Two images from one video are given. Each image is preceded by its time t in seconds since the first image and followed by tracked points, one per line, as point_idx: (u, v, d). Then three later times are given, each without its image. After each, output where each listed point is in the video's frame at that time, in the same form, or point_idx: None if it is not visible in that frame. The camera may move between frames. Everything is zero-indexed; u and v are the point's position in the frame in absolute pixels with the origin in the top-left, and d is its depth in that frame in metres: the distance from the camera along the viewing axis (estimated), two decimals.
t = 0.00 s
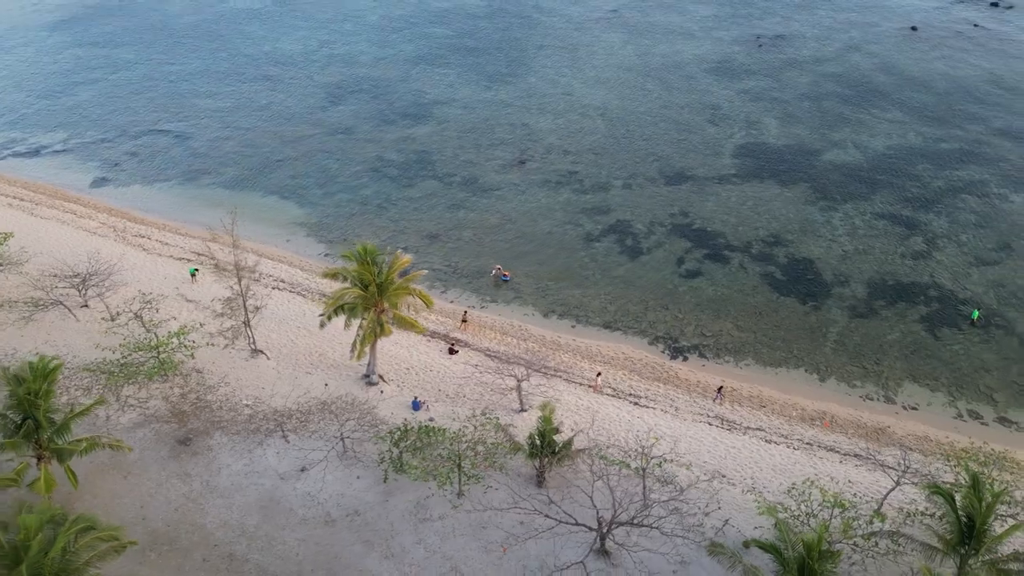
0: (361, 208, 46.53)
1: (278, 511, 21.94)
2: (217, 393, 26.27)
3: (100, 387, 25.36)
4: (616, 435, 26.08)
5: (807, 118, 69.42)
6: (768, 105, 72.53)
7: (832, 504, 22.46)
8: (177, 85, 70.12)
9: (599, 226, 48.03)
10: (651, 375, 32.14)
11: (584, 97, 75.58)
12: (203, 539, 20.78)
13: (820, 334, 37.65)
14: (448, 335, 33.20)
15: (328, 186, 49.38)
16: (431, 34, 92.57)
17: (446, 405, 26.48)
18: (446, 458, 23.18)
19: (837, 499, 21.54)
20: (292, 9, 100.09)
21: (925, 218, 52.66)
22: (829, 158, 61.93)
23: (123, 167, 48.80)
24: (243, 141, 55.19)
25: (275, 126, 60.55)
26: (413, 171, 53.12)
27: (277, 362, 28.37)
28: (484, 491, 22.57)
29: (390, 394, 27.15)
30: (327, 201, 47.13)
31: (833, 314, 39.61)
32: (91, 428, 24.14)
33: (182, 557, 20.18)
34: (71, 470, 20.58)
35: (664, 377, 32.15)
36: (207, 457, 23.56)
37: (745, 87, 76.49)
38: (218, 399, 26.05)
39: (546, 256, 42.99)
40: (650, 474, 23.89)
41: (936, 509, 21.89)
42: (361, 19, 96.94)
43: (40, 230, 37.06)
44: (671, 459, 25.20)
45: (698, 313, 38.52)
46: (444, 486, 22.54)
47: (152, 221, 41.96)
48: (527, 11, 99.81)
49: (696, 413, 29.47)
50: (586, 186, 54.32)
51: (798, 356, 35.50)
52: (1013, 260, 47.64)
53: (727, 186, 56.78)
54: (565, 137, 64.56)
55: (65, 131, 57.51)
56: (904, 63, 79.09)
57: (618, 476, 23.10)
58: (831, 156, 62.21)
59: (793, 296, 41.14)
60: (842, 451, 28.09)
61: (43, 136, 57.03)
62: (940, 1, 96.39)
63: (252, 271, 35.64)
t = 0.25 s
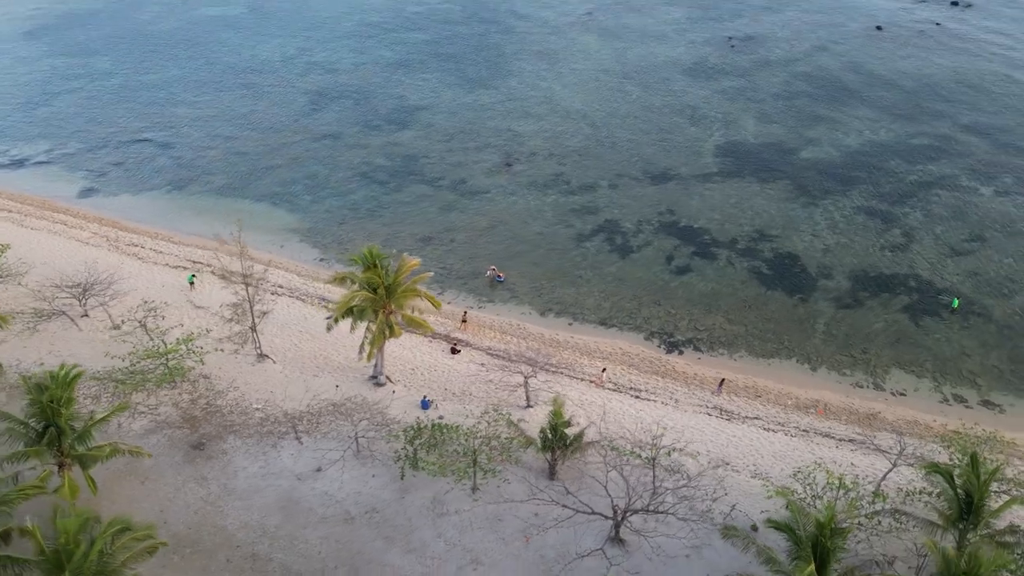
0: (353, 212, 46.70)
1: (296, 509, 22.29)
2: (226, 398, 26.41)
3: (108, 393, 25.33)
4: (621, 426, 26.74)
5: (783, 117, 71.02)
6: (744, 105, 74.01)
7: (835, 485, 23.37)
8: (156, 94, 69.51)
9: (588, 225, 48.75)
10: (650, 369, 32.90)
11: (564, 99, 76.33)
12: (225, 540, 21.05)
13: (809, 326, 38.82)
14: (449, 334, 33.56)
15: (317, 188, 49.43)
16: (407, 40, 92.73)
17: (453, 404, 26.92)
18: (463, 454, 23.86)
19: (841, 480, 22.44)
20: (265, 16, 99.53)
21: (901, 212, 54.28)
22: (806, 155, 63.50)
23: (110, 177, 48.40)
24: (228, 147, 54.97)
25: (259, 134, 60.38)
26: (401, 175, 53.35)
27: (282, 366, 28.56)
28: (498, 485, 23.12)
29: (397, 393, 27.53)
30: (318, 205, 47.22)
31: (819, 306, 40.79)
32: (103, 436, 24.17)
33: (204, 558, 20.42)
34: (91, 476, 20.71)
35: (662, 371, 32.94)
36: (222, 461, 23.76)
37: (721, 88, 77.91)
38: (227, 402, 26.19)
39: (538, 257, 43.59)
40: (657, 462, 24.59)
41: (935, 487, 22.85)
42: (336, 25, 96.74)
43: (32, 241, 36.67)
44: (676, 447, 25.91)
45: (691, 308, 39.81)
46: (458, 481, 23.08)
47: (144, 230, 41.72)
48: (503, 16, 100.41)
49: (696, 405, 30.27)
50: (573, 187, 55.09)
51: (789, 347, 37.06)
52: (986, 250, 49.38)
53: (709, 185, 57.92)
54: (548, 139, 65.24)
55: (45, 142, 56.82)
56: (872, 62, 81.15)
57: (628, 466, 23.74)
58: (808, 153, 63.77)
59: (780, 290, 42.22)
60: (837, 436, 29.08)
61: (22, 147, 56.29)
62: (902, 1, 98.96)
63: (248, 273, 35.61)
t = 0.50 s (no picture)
0: (345, 217, 46.94)
1: (315, 509, 22.63)
2: (236, 402, 26.59)
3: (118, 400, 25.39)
4: (627, 418, 27.44)
5: (760, 116, 72.57)
6: (722, 105, 75.41)
7: (837, 469, 24.23)
8: (135, 103, 68.90)
9: (578, 225, 49.49)
10: (649, 363, 33.70)
11: (546, 102, 77.12)
12: (248, 541, 21.36)
13: (797, 318, 40.05)
14: (450, 335, 34.01)
15: (308, 194, 49.53)
16: (386, 46, 92.92)
17: (461, 402, 27.40)
18: (477, 449, 24.47)
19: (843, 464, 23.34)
20: (241, 23, 98.98)
21: (879, 206, 55.85)
22: (784, 153, 64.99)
23: (97, 186, 48.04)
24: (214, 153, 54.74)
25: (244, 142, 60.25)
26: (390, 179, 53.64)
27: (289, 369, 28.82)
28: (512, 478, 23.69)
29: (405, 393, 27.95)
30: (309, 211, 47.38)
31: (806, 299, 41.98)
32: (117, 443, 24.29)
33: (229, 559, 20.74)
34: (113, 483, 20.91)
35: (660, 365, 33.74)
36: (238, 463, 24.01)
37: (698, 89, 79.28)
38: (238, 407, 26.38)
39: (531, 257, 44.21)
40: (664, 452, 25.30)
41: (932, 467, 23.78)
42: (314, 31, 96.57)
43: (25, 252, 36.36)
44: (682, 436, 26.67)
45: (683, 304, 40.98)
46: (473, 476, 23.61)
47: (138, 239, 41.59)
48: (480, 21, 100.98)
49: (696, 397, 31.08)
50: (560, 189, 55.84)
51: (780, 338, 38.37)
52: (961, 242, 51.03)
53: (693, 184, 59.07)
54: (533, 141, 65.91)
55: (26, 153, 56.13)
56: (842, 62, 83.11)
57: (637, 456, 24.39)
58: (786, 152, 65.25)
59: (767, 284, 43.31)
60: (832, 423, 30.08)
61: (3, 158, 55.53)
62: (867, 3, 101.32)
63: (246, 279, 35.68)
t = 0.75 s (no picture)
0: (337, 222, 47.16)
1: (334, 508, 23.03)
2: (247, 405, 26.79)
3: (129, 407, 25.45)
4: (632, 410, 28.13)
5: (738, 116, 74.05)
6: (700, 105, 76.73)
7: (838, 452, 25.11)
8: (116, 111, 68.23)
9: (568, 225, 50.21)
10: (647, 358, 34.49)
11: (528, 105, 77.79)
12: (271, 541, 21.73)
13: (787, 311, 41.36)
14: (451, 335, 34.45)
15: (299, 200, 49.65)
16: (365, 52, 92.89)
17: (470, 400, 27.91)
18: (490, 445, 25.02)
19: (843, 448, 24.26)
20: (217, 29, 98.12)
21: (857, 201, 57.37)
22: (763, 151, 66.42)
23: (85, 196, 47.66)
24: (201, 160, 54.47)
25: (229, 149, 60.04)
26: (380, 183, 53.86)
27: (297, 372, 29.09)
28: (524, 472, 24.24)
29: (414, 393, 28.40)
30: (301, 217, 47.52)
31: (793, 293, 43.20)
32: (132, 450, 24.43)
33: (254, 560, 21.08)
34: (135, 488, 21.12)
35: (658, 359, 34.55)
36: (253, 466, 24.28)
37: (676, 90, 80.54)
38: (249, 410, 26.60)
39: (524, 258, 44.82)
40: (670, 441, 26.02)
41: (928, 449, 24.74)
42: (291, 37, 96.14)
43: (18, 262, 35.99)
44: (686, 425, 27.43)
45: (676, 300, 42.01)
46: (487, 472, 24.17)
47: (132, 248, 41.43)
48: (458, 25, 101.33)
49: (695, 389, 31.92)
50: (548, 190, 56.56)
51: (771, 331, 39.63)
52: (937, 234, 52.68)
53: (676, 183, 60.16)
54: (518, 144, 66.54)
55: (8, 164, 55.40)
56: (814, 62, 84.98)
57: (645, 447, 25.07)
58: (765, 150, 66.67)
59: (755, 279, 44.39)
60: (827, 411, 31.10)
61: None
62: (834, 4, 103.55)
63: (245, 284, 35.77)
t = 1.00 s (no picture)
0: (330, 227, 47.36)
1: (353, 507, 23.43)
2: (258, 409, 27.04)
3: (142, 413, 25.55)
4: (635, 403, 28.87)
5: (716, 116, 75.45)
6: (678, 106, 78.00)
7: (837, 438, 26.08)
8: (96, 121, 67.52)
9: (558, 226, 50.91)
10: (645, 353, 35.29)
11: (510, 108, 78.44)
12: (293, 540, 22.09)
13: (775, 305, 42.87)
14: (452, 335, 34.90)
15: (290, 207, 49.74)
16: (344, 58, 92.83)
17: (477, 398, 28.44)
18: (503, 440, 25.61)
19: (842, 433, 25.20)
20: (193, 36, 97.23)
21: (836, 197, 58.89)
22: (743, 151, 67.81)
23: (73, 207, 47.26)
24: (188, 167, 54.20)
25: (215, 157, 59.81)
26: (369, 188, 54.10)
27: (304, 376, 29.37)
28: (536, 466, 24.84)
29: (421, 392, 28.86)
30: (293, 222, 47.61)
31: (780, 287, 44.51)
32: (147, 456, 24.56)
33: (277, 559, 21.42)
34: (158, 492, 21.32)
35: (655, 354, 35.36)
36: (269, 468, 24.57)
37: (653, 92, 81.74)
38: (260, 414, 26.84)
39: (518, 259, 45.41)
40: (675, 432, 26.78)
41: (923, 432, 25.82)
42: (269, 43, 95.69)
43: (13, 273, 35.65)
44: (689, 416, 28.23)
45: (668, 297, 43.07)
46: (501, 466, 24.74)
47: (126, 257, 41.27)
48: (436, 30, 101.64)
49: (693, 382, 32.78)
50: (535, 192, 57.24)
51: (762, 324, 41.12)
52: (914, 227, 54.33)
53: (660, 183, 61.22)
54: (503, 147, 67.13)
55: None
56: (787, 62, 86.81)
57: (652, 438, 25.80)
58: (745, 149, 68.06)
59: (743, 275, 45.49)
60: (820, 399, 32.11)
61: None
62: (802, 6, 105.70)
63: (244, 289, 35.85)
